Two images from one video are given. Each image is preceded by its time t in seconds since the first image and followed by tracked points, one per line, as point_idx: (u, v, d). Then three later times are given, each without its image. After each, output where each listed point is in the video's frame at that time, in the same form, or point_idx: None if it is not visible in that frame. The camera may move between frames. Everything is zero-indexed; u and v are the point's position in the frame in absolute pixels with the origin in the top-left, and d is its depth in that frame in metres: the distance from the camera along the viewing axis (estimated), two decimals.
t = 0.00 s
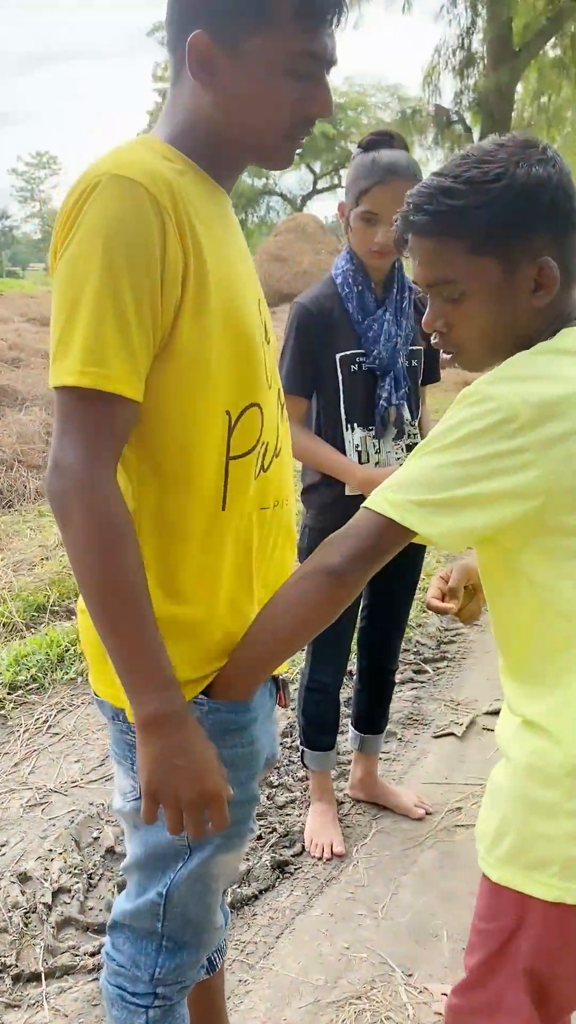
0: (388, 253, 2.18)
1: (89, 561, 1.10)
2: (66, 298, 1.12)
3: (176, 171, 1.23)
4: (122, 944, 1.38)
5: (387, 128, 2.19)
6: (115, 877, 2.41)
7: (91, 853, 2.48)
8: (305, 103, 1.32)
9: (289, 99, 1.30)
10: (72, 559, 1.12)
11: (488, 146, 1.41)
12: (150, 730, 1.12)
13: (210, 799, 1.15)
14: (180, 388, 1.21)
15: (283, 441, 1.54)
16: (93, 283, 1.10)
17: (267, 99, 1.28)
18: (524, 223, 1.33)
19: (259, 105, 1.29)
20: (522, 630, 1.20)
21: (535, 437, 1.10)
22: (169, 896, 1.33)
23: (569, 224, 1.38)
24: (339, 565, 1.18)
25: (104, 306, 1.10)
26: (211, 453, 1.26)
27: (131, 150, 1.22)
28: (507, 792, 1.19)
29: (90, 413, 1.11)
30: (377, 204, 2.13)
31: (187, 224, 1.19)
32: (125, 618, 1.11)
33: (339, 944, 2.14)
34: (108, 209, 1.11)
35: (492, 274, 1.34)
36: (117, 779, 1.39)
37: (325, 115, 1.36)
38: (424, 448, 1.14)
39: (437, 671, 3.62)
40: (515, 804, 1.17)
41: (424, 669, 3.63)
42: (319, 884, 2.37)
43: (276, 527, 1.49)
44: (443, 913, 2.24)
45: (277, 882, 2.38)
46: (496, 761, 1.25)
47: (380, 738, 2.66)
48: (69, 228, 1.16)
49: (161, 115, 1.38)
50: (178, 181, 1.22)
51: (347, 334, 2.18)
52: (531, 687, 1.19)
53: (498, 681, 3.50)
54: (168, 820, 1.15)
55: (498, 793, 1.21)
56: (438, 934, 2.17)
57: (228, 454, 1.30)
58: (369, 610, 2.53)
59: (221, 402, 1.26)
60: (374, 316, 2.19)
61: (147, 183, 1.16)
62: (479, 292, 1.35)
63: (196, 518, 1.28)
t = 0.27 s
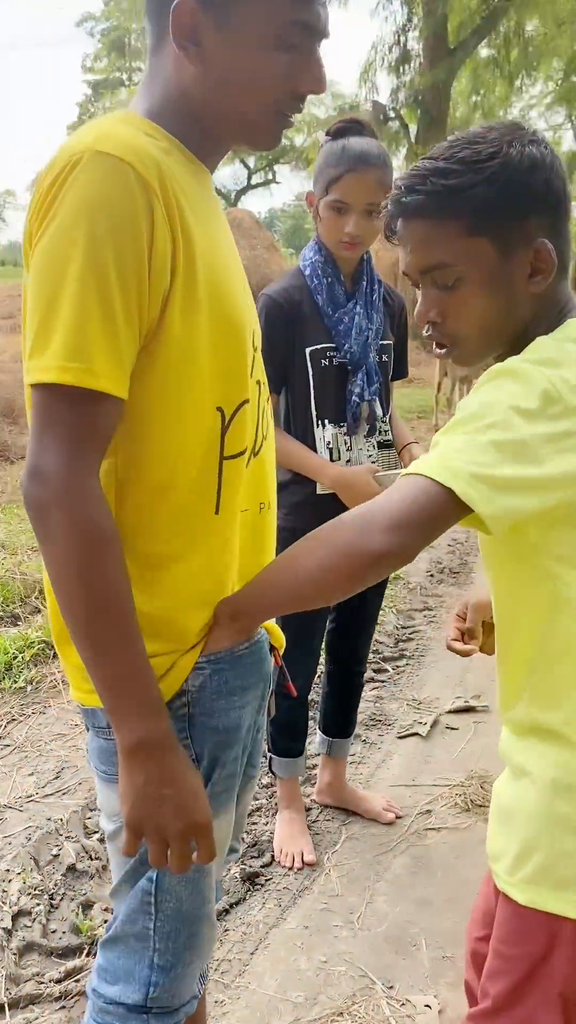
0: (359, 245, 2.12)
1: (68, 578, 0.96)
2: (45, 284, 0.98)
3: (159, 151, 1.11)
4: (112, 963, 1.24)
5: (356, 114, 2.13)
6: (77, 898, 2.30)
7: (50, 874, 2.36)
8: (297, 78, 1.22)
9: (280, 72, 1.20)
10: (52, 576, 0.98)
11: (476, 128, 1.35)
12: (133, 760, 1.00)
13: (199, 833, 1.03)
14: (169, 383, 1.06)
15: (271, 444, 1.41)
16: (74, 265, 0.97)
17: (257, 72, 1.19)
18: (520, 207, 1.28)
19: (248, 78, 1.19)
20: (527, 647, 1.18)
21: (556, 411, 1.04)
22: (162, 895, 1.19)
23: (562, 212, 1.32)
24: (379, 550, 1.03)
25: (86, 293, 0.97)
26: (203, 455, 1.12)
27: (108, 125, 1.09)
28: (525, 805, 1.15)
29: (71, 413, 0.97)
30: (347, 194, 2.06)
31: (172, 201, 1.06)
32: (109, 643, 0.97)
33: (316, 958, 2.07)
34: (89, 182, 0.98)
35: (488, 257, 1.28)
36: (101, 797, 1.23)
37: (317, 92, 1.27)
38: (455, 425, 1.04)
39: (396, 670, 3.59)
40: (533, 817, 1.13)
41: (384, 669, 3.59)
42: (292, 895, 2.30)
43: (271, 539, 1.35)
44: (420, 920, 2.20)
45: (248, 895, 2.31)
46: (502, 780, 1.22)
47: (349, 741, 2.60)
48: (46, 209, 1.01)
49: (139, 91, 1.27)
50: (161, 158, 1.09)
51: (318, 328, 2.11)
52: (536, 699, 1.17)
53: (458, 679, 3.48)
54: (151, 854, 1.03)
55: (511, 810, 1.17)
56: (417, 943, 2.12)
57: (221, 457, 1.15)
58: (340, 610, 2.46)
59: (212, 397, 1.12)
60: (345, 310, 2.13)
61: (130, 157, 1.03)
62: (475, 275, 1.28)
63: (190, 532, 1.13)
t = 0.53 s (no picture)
0: (340, 243, 2.14)
1: (89, 599, 0.90)
2: (52, 289, 0.90)
3: (172, 145, 1.03)
4: (117, 997, 1.17)
5: (337, 111, 2.17)
6: (52, 919, 2.21)
7: (23, 896, 2.27)
8: (307, 67, 1.16)
9: (290, 60, 1.14)
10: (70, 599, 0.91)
11: (474, 127, 1.28)
12: (163, 787, 0.95)
13: (233, 858, 0.98)
14: (185, 388, 1.00)
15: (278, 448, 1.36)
16: (88, 273, 0.88)
17: (266, 61, 1.12)
18: (523, 211, 1.20)
19: (256, 68, 1.12)
20: (550, 665, 1.19)
21: (572, 419, 1.00)
22: (177, 923, 1.13)
23: (563, 220, 1.26)
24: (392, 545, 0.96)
25: (104, 294, 0.89)
26: (218, 465, 1.07)
27: (112, 109, 1.01)
28: (555, 822, 1.15)
29: (86, 428, 0.89)
30: (329, 191, 2.12)
31: (189, 199, 0.99)
32: (132, 666, 0.92)
33: (305, 973, 2.02)
34: (100, 181, 0.89)
35: (491, 264, 1.20)
36: (108, 826, 1.16)
37: (325, 83, 1.22)
38: (475, 435, 0.98)
39: (365, 672, 3.57)
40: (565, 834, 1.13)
41: (353, 671, 3.57)
42: (276, 907, 2.25)
43: (280, 545, 1.30)
44: (407, 928, 2.17)
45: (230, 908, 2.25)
46: (523, 800, 1.23)
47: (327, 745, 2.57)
48: (53, 206, 0.93)
49: (136, 78, 1.20)
50: (175, 152, 1.02)
51: (299, 327, 2.10)
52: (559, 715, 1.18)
53: (427, 680, 3.47)
54: (183, 883, 0.97)
55: (539, 829, 1.17)
56: (406, 952, 2.09)
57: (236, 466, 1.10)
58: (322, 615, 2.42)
59: (227, 403, 1.07)
60: (326, 310, 2.12)
61: (142, 145, 0.95)
62: (479, 282, 1.20)
63: (203, 545, 1.08)
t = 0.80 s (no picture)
0: (320, 244, 2.13)
1: (96, 620, 0.87)
2: (50, 296, 0.86)
3: (169, 142, 0.99)
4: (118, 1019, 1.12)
5: (316, 111, 2.18)
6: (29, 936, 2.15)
7: None
8: (302, 60, 1.09)
9: (286, 53, 1.06)
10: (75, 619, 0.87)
11: (446, 139, 1.26)
12: (177, 811, 0.91)
13: (251, 882, 0.94)
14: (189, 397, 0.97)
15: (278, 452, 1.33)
16: (87, 279, 0.84)
17: (261, 55, 1.04)
18: (497, 225, 1.18)
19: (249, 62, 1.04)
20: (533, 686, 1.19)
21: (571, 429, 0.97)
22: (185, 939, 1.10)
23: (537, 234, 1.23)
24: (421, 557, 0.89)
25: (106, 302, 0.85)
26: (221, 474, 1.03)
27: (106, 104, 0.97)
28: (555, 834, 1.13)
29: (90, 442, 0.85)
30: (307, 190, 2.13)
31: (189, 199, 0.95)
32: (142, 685, 0.88)
33: (292, 985, 1.99)
34: (98, 181, 0.85)
35: (467, 280, 1.17)
36: (108, 843, 1.11)
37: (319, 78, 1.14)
38: (488, 439, 0.94)
39: (339, 675, 3.55)
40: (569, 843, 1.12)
41: (327, 674, 3.55)
42: (259, 919, 2.21)
43: (281, 550, 1.26)
44: (393, 935, 2.14)
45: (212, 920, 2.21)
46: (517, 817, 1.21)
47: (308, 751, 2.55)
48: (48, 206, 0.88)
49: (121, 73, 1.11)
50: (172, 149, 0.97)
51: (279, 330, 2.08)
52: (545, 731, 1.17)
53: (401, 681, 3.47)
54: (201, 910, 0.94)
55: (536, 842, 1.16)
56: (392, 960, 2.07)
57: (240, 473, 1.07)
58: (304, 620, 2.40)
59: (231, 408, 1.03)
60: (306, 312, 2.10)
61: (139, 142, 0.91)
62: (455, 298, 1.18)
63: (207, 556, 1.04)
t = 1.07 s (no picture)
0: (300, 246, 2.10)
1: (82, 637, 0.84)
2: (30, 304, 0.83)
3: (149, 141, 0.96)
4: None
5: (296, 111, 2.16)
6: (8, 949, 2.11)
7: None
8: (283, 52, 1.05)
9: (266, 44, 1.02)
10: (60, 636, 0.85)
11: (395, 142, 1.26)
12: (170, 832, 0.88)
13: (246, 898, 0.92)
14: (174, 404, 0.94)
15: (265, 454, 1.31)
16: (68, 287, 0.81)
17: (240, 44, 1.00)
18: (458, 228, 1.17)
19: (227, 52, 1.00)
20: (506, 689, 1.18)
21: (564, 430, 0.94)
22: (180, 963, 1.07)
23: (496, 231, 1.23)
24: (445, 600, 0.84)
25: (88, 310, 0.82)
26: (209, 482, 1.01)
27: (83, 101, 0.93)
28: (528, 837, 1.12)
29: (73, 455, 0.83)
30: (288, 189, 2.11)
31: (171, 200, 0.92)
32: (130, 703, 0.86)
33: (277, 994, 1.97)
34: (78, 184, 0.82)
35: (431, 283, 1.15)
36: (92, 867, 1.09)
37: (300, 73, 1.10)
38: (499, 460, 0.88)
39: (320, 677, 3.53)
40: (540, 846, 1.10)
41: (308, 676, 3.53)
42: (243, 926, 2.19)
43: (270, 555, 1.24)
44: (378, 940, 2.13)
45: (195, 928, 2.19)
46: (490, 822, 1.19)
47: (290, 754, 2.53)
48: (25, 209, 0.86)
49: (98, 65, 1.07)
50: (151, 148, 0.95)
51: (260, 331, 2.06)
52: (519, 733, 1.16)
53: (383, 683, 3.46)
54: (195, 930, 0.91)
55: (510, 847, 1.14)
56: (377, 965, 2.05)
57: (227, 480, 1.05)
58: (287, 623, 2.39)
59: (217, 414, 1.01)
60: (287, 313, 2.08)
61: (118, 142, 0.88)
62: (422, 303, 1.16)
63: (194, 566, 1.02)
